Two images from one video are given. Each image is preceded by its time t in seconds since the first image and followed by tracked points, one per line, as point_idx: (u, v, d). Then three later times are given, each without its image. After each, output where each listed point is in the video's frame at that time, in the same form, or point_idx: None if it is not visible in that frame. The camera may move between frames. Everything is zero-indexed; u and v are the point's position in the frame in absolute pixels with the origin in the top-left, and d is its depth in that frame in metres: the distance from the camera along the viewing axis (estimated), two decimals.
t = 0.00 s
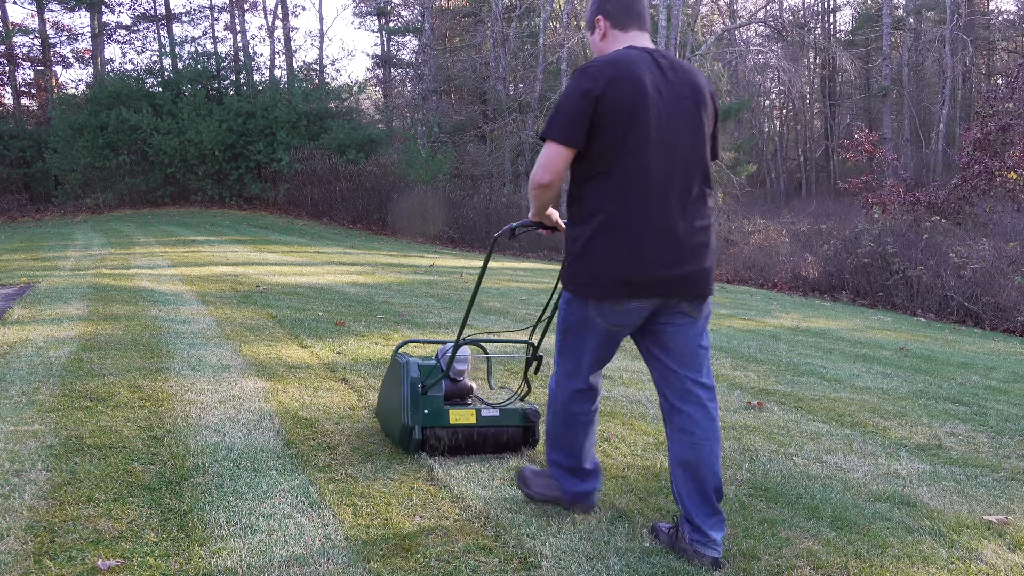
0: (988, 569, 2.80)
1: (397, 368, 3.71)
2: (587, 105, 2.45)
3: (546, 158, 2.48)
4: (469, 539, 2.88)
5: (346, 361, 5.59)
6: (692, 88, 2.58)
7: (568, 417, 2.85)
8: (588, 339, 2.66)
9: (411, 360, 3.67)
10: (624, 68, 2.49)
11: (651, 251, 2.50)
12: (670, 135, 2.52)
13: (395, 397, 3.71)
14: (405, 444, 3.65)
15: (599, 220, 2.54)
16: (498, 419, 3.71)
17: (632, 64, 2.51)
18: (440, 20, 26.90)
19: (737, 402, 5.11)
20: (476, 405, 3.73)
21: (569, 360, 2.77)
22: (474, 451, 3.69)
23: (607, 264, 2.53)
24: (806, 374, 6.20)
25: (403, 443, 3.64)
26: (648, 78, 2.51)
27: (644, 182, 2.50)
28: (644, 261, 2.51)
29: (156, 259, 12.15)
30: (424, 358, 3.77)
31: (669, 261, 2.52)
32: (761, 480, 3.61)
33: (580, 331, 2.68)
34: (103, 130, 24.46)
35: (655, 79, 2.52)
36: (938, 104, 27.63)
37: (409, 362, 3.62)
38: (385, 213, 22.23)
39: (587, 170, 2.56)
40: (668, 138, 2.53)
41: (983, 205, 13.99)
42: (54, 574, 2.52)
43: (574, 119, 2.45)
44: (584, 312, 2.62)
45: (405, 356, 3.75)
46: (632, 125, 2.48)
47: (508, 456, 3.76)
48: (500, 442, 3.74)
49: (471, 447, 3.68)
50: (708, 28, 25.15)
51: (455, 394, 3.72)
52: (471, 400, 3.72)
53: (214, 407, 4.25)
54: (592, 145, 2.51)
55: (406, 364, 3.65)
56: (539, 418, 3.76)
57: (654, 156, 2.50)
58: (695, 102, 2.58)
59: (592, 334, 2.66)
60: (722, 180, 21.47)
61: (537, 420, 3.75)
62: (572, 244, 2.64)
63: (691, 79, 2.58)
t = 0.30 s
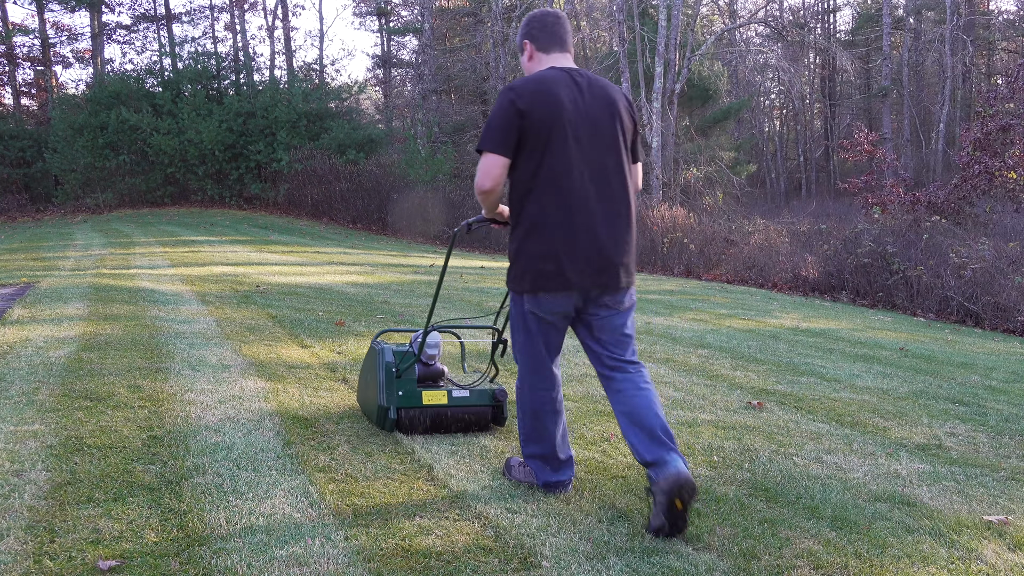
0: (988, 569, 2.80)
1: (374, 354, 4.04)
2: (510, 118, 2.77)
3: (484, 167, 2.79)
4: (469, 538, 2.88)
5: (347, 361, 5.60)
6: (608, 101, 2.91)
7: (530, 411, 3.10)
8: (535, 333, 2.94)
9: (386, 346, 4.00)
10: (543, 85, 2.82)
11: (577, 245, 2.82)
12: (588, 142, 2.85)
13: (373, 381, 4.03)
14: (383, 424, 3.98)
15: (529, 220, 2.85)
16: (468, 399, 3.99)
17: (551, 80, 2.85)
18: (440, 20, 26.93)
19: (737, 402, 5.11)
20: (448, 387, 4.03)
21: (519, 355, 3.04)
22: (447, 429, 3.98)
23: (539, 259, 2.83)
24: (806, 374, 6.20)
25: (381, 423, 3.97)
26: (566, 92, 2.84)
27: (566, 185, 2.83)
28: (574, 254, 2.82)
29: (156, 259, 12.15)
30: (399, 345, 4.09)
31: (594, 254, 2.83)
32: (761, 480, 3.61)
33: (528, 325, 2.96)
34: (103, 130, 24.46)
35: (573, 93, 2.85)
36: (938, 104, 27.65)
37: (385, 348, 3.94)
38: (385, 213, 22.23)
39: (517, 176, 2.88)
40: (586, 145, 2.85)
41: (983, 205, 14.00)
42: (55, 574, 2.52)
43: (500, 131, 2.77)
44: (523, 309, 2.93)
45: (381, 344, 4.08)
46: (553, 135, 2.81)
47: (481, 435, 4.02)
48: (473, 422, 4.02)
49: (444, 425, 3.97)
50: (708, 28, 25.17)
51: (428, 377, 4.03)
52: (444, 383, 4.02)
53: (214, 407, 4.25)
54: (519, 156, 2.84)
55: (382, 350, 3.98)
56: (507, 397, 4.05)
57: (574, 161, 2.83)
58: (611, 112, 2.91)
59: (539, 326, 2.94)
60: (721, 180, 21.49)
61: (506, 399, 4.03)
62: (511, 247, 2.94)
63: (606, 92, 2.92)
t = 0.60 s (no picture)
0: (988, 569, 2.80)
1: (355, 341, 4.32)
2: (462, 120, 3.05)
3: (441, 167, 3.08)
4: (469, 538, 2.88)
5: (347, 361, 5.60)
6: (552, 102, 3.19)
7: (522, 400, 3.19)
8: (518, 315, 3.15)
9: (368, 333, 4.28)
10: (492, 89, 3.09)
11: (529, 234, 3.13)
12: (534, 141, 3.14)
13: (354, 365, 4.31)
14: (362, 403, 4.27)
15: (483, 212, 3.15)
16: (443, 382, 4.30)
17: (500, 84, 3.13)
18: (440, 20, 26.94)
19: (737, 402, 5.11)
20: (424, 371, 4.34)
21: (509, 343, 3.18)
22: (421, 410, 4.28)
23: (498, 249, 3.12)
24: (805, 374, 6.20)
25: (361, 402, 4.26)
26: (513, 95, 3.11)
27: (515, 180, 3.12)
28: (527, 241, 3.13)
29: (156, 259, 12.15)
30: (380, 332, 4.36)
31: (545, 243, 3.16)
32: (761, 480, 3.61)
33: (509, 310, 3.16)
34: (103, 130, 24.43)
35: (519, 95, 3.13)
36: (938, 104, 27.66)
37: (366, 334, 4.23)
38: (385, 213, 22.24)
39: (472, 173, 3.17)
40: (534, 144, 3.15)
41: (984, 205, 13.99)
42: (54, 574, 2.52)
43: (453, 132, 3.04)
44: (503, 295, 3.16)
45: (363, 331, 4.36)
46: (501, 134, 3.09)
47: (454, 415, 4.34)
48: (446, 404, 4.34)
49: (419, 407, 4.27)
50: (708, 28, 25.17)
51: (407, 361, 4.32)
52: (420, 367, 4.32)
53: (213, 407, 4.25)
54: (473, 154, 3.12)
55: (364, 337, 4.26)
56: (480, 380, 4.36)
57: (522, 158, 3.12)
58: (554, 113, 3.20)
59: (519, 309, 3.16)
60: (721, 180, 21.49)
61: (478, 383, 4.35)
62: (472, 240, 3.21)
63: (550, 93, 3.20)
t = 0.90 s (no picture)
0: (988, 569, 2.80)
1: (343, 331, 4.63)
2: (436, 129, 3.22)
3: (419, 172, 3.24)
4: (469, 539, 2.88)
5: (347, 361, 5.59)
6: (522, 115, 3.36)
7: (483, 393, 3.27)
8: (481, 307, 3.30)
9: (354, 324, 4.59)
10: (466, 102, 3.28)
11: (497, 235, 3.27)
12: (504, 149, 3.30)
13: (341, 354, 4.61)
14: (348, 389, 4.57)
15: (455, 216, 3.30)
16: (423, 370, 4.56)
17: (473, 98, 3.31)
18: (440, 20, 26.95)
19: (737, 402, 5.11)
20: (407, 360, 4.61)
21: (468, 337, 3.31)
22: (402, 397, 4.54)
23: (467, 250, 3.25)
24: (805, 374, 6.20)
25: (346, 387, 4.56)
26: (485, 107, 3.29)
27: (485, 186, 3.27)
28: (495, 242, 3.27)
29: (156, 259, 12.15)
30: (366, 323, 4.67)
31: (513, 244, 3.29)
32: (761, 480, 3.61)
33: (473, 305, 3.30)
34: (103, 130, 24.43)
35: (491, 108, 3.31)
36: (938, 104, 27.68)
37: (352, 325, 4.54)
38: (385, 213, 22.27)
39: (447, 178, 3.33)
40: (506, 153, 3.31)
41: (983, 205, 13.99)
42: (54, 574, 2.52)
43: (427, 141, 3.22)
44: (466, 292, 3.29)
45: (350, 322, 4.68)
46: (473, 143, 3.26)
47: (434, 403, 4.57)
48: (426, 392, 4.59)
49: (401, 393, 4.52)
50: (708, 28, 25.19)
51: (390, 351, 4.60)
52: (403, 357, 4.61)
53: (213, 408, 4.25)
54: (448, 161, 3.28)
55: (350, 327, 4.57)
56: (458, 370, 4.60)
57: (492, 166, 3.28)
58: (525, 124, 3.37)
59: (482, 304, 3.31)
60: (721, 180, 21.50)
61: (456, 372, 4.59)
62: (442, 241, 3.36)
63: (520, 106, 3.37)
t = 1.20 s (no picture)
0: (988, 569, 2.80)
1: (329, 321, 4.92)
2: (421, 131, 3.66)
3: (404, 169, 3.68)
4: (469, 538, 2.88)
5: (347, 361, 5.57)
6: (498, 115, 3.78)
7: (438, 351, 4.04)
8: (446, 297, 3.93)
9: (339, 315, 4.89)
10: (447, 106, 3.71)
11: (471, 226, 3.73)
12: (481, 149, 3.74)
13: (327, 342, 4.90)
14: (333, 374, 4.89)
15: (436, 209, 3.76)
16: (405, 358, 4.87)
17: (454, 101, 3.74)
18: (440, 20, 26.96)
19: (737, 402, 5.11)
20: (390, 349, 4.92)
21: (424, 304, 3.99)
22: (384, 384, 4.84)
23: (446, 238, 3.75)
24: (805, 374, 6.20)
25: (332, 372, 4.87)
26: (464, 110, 3.72)
27: (463, 181, 3.73)
28: (471, 231, 3.74)
29: (156, 259, 12.15)
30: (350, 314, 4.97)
31: (486, 233, 3.76)
32: (761, 480, 3.61)
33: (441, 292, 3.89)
34: (103, 130, 24.41)
35: (470, 110, 3.74)
36: (938, 103, 27.69)
37: (338, 315, 4.84)
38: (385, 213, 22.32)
39: (430, 175, 3.76)
40: (482, 151, 3.74)
41: (984, 205, 13.99)
42: (54, 574, 2.52)
43: (412, 141, 3.65)
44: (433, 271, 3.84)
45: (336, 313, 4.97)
46: (453, 142, 3.69)
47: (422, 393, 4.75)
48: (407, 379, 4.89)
49: (385, 379, 4.83)
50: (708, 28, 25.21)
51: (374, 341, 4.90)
52: (386, 346, 4.89)
53: (214, 408, 4.25)
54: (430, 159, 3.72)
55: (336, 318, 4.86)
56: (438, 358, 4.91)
57: (470, 163, 3.73)
58: (502, 123, 3.79)
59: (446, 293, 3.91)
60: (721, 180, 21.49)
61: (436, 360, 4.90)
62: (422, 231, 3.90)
63: (497, 107, 3.79)
